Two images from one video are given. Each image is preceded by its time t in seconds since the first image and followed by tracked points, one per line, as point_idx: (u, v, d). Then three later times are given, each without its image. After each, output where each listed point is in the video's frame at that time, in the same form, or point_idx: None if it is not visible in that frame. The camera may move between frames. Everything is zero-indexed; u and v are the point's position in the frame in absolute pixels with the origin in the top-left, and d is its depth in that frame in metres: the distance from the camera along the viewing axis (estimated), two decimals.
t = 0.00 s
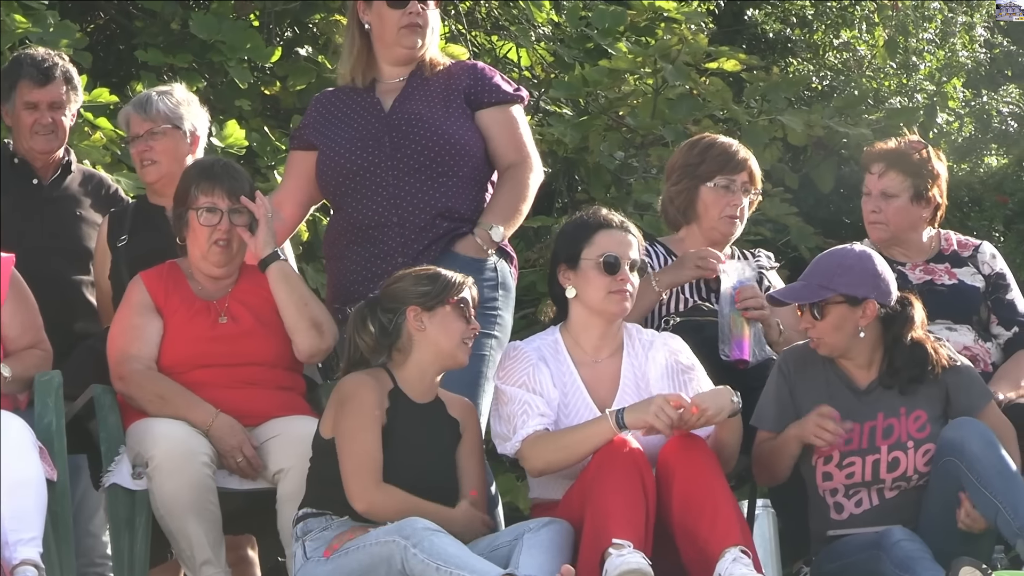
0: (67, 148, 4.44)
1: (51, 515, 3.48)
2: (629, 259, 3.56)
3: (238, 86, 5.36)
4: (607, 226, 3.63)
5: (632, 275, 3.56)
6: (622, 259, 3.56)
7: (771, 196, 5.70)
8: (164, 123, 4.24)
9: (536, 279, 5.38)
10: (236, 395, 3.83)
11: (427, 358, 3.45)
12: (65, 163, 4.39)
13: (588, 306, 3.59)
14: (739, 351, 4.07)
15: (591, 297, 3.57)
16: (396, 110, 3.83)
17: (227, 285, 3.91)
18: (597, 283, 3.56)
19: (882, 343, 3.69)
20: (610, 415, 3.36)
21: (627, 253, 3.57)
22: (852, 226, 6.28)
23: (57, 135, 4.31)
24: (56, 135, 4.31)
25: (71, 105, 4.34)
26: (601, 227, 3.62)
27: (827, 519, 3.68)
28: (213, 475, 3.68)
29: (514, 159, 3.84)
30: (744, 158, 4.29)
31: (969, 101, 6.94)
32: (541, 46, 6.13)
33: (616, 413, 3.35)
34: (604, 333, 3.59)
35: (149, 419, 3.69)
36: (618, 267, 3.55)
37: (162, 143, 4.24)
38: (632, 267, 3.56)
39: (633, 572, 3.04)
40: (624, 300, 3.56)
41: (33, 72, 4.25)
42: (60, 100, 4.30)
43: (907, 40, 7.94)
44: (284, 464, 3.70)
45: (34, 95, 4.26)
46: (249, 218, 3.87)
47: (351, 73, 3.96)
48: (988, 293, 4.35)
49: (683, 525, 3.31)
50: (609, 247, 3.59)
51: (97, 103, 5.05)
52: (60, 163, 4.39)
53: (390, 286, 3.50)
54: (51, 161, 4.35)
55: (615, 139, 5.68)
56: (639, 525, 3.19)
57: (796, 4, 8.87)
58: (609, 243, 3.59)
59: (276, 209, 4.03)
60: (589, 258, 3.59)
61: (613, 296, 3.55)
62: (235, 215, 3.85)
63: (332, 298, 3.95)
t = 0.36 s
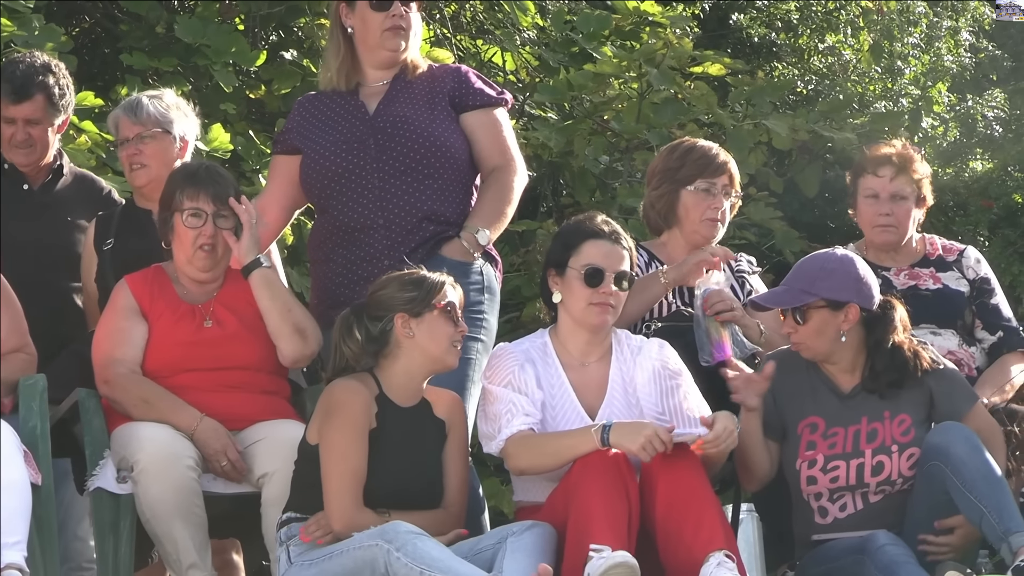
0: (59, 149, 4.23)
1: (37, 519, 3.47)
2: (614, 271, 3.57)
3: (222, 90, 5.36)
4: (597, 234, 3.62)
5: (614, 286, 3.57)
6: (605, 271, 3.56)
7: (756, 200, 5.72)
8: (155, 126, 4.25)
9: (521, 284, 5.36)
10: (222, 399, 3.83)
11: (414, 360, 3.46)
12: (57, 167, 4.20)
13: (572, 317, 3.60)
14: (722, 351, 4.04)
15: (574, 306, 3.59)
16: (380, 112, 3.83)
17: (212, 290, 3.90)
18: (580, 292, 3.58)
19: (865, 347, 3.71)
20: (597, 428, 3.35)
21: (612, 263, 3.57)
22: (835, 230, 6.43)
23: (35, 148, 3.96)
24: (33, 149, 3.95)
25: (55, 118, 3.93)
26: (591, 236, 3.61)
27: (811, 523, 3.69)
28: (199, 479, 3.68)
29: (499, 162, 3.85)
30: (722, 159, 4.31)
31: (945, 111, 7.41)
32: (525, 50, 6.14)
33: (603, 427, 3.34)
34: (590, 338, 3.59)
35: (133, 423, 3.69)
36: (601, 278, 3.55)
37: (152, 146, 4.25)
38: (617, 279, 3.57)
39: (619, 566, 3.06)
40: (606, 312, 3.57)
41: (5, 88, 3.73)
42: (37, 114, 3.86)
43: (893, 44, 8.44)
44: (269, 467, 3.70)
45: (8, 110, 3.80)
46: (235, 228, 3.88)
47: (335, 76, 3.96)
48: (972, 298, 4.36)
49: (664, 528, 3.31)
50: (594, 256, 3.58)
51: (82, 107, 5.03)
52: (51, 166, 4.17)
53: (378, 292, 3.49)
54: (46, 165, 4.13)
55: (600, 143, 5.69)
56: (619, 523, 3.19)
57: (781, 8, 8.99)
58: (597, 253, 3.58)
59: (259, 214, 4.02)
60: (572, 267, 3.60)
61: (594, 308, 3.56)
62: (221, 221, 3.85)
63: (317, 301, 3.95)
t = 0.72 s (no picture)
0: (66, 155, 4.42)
1: (27, 521, 3.47)
2: (593, 266, 3.57)
3: (213, 93, 5.36)
4: (573, 233, 3.65)
5: (597, 284, 3.56)
6: (583, 268, 3.57)
7: (746, 205, 5.73)
8: (148, 129, 4.23)
9: (512, 287, 5.36)
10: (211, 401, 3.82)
11: (416, 367, 3.47)
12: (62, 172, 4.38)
13: (561, 320, 3.61)
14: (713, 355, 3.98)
15: (560, 307, 3.59)
16: (369, 114, 3.83)
17: (203, 292, 3.90)
18: (562, 292, 3.58)
19: (853, 351, 3.71)
20: (599, 436, 3.35)
21: (589, 259, 3.59)
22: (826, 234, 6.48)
23: (36, 158, 4.23)
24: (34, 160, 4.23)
25: (55, 130, 4.20)
26: (568, 236, 3.64)
27: (802, 528, 3.71)
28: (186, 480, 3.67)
29: (488, 165, 3.86)
30: (717, 162, 4.32)
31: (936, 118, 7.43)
32: (516, 53, 6.19)
33: (607, 436, 3.34)
34: (583, 340, 3.59)
35: (123, 425, 3.69)
36: (579, 275, 3.56)
37: (145, 148, 4.23)
38: (598, 276, 3.56)
39: (611, 554, 3.05)
40: (590, 309, 3.57)
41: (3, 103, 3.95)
42: (35, 127, 4.12)
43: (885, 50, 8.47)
44: (260, 470, 3.70)
45: (7, 123, 4.07)
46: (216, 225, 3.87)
47: (328, 78, 3.97)
48: (966, 303, 4.38)
49: (652, 531, 3.32)
50: (572, 254, 3.60)
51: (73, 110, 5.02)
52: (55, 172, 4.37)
53: (378, 299, 3.51)
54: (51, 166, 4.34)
55: (591, 147, 5.72)
56: (604, 530, 3.21)
57: (772, 12, 9.04)
58: (572, 254, 3.60)
59: (250, 216, 4.05)
60: (554, 269, 3.62)
61: (577, 306, 3.56)
62: (202, 218, 3.84)
63: (305, 304, 3.95)
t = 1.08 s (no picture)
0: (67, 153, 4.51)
1: (25, 520, 3.48)
2: (594, 266, 3.58)
3: (211, 92, 5.35)
4: (573, 233, 3.65)
5: (598, 282, 3.56)
6: (587, 268, 3.57)
7: (744, 204, 5.74)
8: (158, 129, 4.27)
9: (510, 287, 5.36)
10: (209, 397, 3.84)
11: (399, 372, 3.48)
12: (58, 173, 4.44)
13: (563, 319, 3.61)
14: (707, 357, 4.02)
15: (562, 307, 3.59)
16: (366, 115, 3.84)
17: (200, 286, 3.93)
18: (566, 293, 3.58)
19: (844, 353, 3.74)
20: (604, 451, 3.33)
21: (590, 259, 3.59)
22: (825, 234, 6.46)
23: (25, 161, 4.35)
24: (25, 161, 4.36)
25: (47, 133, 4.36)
26: (568, 236, 3.65)
27: (798, 528, 3.71)
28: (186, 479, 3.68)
29: (486, 164, 3.86)
30: (720, 166, 4.32)
31: (934, 117, 7.42)
32: (513, 53, 6.17)
33: (611, 452, 3.32)
34: (586, 343, 3.60)
35: (122, 425, 3.70)
36: (581, 275, 3.57)
37: (154, 148, 4.26)
38: (600, 276, 3.57)
39: (595, 535, 3.09)
40: (593, 308, 3.57)
41: None
42: (22, 130, 4.32)
43: (883, 50, 8.41)
44: (256, 469, 3.70)
45: None
46: (210, 217, 3.91)
47: (325, 79, 3.96)
48: (966, 304, 4.38)
49: (644, 532, 3.34)
50: (572, 253, 3.61)
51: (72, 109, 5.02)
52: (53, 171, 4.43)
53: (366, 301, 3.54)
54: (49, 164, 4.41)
55: (589, 147, 5.70)
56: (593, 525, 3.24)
57: (770, 12, 9.03)
58: (575, 253, 3.61)
59: (248, 216, 4.02)
60: (556, 269, 3.62)
61: (581, 305, 3.56)
62: (196, 210, 3.87)
63: (304, 306, 3.93)
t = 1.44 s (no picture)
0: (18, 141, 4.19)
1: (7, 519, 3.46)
2: (582, 265, 3.58)
3: (194, 89, 5.33)
4: (561, 232, 3.66)
5: (586, 282, 3.57)
6: (575, 268, 3.58)
7: (728, 203, 5.74)
8: (144, 129, 4.30)
9: (494, 284, 5.35)
10: (189, 394, 3.83)
11: (365, 372, 3.49)
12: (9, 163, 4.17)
13: (550, 318, 3.61)
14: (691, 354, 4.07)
15: (550, 305, 3.59)
16: (351, 113, 3.83)
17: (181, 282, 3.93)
18: (552, 292, 3.59)
19: (823, 359, 3.73)
20: (581, 451, 3.33)
21: (579, 258, 3.59)
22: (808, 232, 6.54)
23: None
24: None
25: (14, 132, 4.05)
26: (556, 235, 3.65)
27: (782, 527, 3.72)
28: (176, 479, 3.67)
29: (470, 162, 3.86)
30: (701, 162, 4.33)
31: (919, 115, 7.43)
32: (498, 51, 6.19)
33: (589, 450, 3.32)
34: (571, 343, 3.60)
35: (110, 421, 3.70)
36: (570, 274, 3.57)
37: (140, 148, 4.27)
38: (587, 274, 3.57)
39: (584, 545, 3.09)
40: (580, 308, 3.57)
41: None
42: None
43: (867, 48, 8.42)
44: (238, 467, 3.69)
45: None
46: (191, 214, 3.89)
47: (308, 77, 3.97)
48: (949, 302, 4.40)
49: (627, 531, 3.35)
50: (560, 253, 3.61)
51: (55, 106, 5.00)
52: None
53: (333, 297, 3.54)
54: (5, 166, 4.06)
55: (572, 145, 5.73)
56: (577, 525, 3.24)
57: (753, 10, 9.03)
58: (562, 252, 3.61)
59: (233, 215, 4.06)
60: (543, 269, 3.62)
61: (568, 305, 3.57)
62: (176, 208, 3.86)
63: (291, 309, 3.91)
